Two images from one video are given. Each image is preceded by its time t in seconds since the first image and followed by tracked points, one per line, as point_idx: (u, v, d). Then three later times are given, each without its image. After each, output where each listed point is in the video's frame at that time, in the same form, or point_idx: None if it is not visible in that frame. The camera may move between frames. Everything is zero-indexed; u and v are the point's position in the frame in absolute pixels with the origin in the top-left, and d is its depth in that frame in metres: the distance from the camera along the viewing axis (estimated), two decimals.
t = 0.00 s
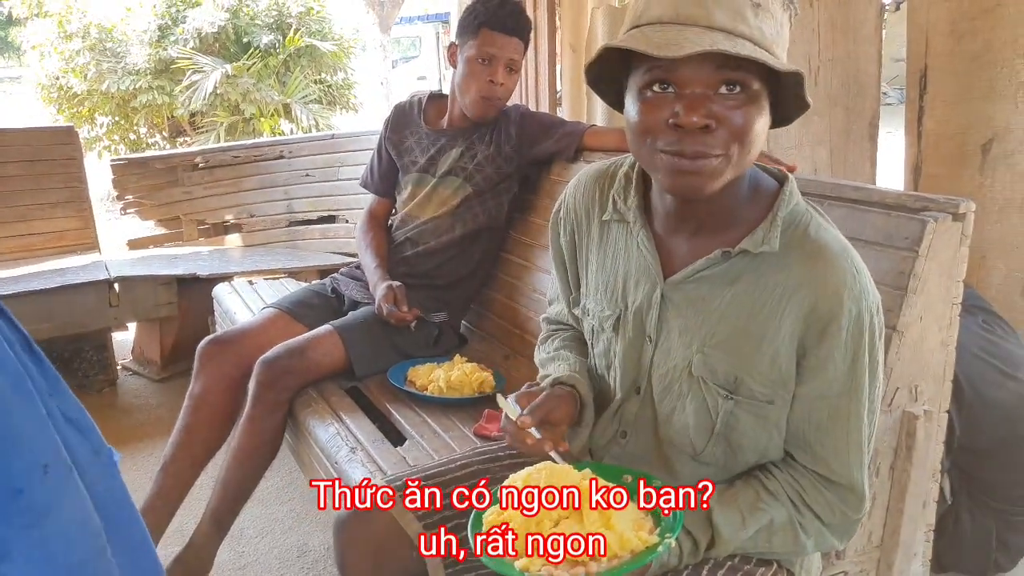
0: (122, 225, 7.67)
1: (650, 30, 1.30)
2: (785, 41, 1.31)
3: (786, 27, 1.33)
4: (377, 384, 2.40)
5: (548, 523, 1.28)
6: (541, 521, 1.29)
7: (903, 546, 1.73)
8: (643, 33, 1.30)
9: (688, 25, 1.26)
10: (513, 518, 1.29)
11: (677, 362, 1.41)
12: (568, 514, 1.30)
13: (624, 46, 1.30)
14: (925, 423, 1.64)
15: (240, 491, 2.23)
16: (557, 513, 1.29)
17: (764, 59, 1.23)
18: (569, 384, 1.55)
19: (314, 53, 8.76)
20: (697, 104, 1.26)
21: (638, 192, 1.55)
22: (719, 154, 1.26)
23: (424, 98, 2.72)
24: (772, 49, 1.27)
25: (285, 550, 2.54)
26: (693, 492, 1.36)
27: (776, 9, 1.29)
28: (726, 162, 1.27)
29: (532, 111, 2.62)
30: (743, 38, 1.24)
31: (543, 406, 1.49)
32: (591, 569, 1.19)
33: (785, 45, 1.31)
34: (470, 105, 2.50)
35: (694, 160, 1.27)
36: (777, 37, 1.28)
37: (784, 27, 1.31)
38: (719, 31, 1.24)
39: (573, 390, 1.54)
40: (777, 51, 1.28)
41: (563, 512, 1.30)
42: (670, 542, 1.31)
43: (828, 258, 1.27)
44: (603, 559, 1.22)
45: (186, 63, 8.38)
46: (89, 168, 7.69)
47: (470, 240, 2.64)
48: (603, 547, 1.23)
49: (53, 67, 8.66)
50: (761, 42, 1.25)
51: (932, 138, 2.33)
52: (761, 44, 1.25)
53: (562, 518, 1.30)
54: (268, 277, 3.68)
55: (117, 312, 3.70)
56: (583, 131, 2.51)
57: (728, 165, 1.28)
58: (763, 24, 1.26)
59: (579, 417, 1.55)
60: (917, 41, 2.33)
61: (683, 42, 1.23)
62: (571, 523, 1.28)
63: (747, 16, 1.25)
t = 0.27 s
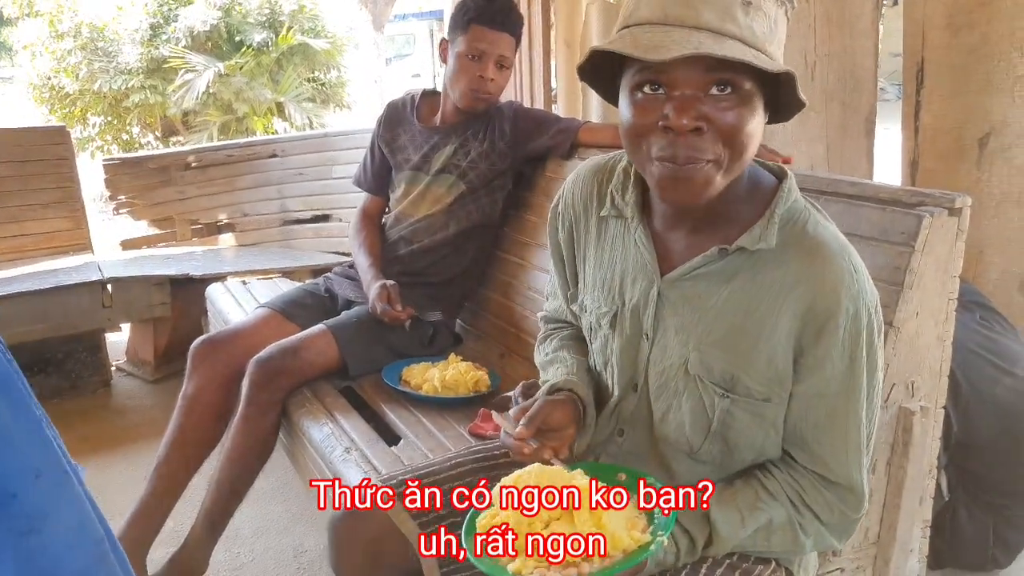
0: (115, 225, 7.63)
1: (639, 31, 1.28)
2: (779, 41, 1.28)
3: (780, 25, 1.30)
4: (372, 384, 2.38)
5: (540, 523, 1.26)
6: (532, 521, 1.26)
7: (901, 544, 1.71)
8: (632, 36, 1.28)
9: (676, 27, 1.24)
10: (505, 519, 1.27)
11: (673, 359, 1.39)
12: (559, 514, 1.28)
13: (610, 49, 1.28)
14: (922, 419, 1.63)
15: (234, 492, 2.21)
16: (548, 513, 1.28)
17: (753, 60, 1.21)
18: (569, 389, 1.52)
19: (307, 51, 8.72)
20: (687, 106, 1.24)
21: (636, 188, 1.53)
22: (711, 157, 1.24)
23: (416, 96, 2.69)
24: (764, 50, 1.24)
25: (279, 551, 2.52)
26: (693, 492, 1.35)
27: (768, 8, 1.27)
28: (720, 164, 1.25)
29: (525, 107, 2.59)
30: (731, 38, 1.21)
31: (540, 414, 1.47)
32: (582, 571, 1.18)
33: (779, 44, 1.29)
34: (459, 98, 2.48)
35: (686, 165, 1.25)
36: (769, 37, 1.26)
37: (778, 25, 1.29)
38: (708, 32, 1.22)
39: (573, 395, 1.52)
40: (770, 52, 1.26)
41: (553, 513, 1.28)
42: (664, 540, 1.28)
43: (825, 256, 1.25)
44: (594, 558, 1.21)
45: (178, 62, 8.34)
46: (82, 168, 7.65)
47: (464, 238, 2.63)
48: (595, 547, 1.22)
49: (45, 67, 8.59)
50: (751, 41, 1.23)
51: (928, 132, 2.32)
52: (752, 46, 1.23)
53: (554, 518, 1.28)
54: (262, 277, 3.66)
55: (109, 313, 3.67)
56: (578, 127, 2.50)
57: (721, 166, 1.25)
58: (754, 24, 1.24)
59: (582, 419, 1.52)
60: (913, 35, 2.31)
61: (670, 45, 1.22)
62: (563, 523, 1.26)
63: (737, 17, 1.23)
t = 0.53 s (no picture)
0: (120, 224, 7.66)
1: (619, 76, 1.23)
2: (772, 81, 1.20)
3: (779, 58, 1.20)
4: (374, 381, 2.40)
5: (544, 525, 1.28)
6: (536, 523, 1.28)
7: (902, 544, 1.71)
8: (610, 82, 1.24)
9: (653, 82, 1.20)
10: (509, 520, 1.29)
11: (676, 354, 1.41)
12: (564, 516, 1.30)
13: (586, 103, 1.25)
14: (924, 420, 1.63)
15: (238, 487, 2.23)
16: (552, 515, 1.30)
17: (731, 124, 1.15)
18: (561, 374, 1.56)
19: (312, 51, 8.75)
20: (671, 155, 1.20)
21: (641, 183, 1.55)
22: (695, 195, 1.24)
23: (419, 96, 2.71)
24: (749, 101, 1.18)
25: (282, 547, 2.53)
26: (693, 492, 1.36)
27: (758, 53, 1.17)
28: (703, 198, 1.26)
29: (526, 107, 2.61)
30: (709, 102, 1.16)
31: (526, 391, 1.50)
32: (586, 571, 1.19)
33: (774, 81, 1.21)
34: (462, 102, 2.49)
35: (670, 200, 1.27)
36: (759, 83, 1.18)
37: (772, 64, 1.19)
38: (683, 95, 1.17)
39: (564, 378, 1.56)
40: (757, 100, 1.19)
41: (558, 515, 1.30)
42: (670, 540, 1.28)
43: (830, 254, 1.26)
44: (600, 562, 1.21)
45: (183, 62, 8.38)
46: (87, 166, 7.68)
47: (467, 237, 2.64)
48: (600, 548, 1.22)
49: (51, 66, 8.62)
50: (733, 98, 1.16)
51: (930, 133, 2.33)
52: (733, 101, 1.17)
53: (558, 520, 1.30)
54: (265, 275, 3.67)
55: (114, 310, 3.69)
56: (580, 127, 2.51)
57: (706, 198, 1.25)
58: (737, 77, 1.16)
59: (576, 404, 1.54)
60: (915, 35, 2.31)
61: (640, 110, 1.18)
62: (568, 525, 1.28)
63: (717, 73, 1.16)
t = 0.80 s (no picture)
0: (122, 222, 7.66)
1: (613, 113, 1.24)
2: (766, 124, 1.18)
3: (776, 99, 1.17)
4: (376, 381, 2.39)
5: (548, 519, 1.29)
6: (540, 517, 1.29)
7: (905, 547, 1.71)
8: (604, 114, 1.25)
9: (642, 126, 1.20)
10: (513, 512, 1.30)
11: (680, 359, 1.40)
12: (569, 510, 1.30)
13: (578, 137, 1.27)
14: (927, 423, 1.63)
15: (240, 487, 2.23)
16: (556, 508, 1.30)
17: (714, 177, 1.16)
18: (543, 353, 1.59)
19: (314, 50, 8.76)
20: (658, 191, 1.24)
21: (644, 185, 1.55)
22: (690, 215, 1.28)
23: (421, 95, 2.70)
24: (738, 148, 1.18)
25: (283, 547, 2.53)
26: (693, 491, 1.34)
27: (748, 103, 1.14)
28: (696, 215, 1.29)
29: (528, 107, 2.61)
30: (694, 150, 1.17)
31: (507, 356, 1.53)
32: (586, 566, 1.18)
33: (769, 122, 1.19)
34: (461, 99, 2.49)
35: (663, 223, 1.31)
36: (750, 128, 1.17)
37: (767, 107, 1.17)
38: (669, 143, 1.18)
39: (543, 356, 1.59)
40: (749, 144, 1.18)
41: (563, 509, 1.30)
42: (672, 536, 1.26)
43: (835, 260, 1.25)
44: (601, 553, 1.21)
45: (185, 60, 8.38)
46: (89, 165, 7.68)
47: (468, 237, 2.64)
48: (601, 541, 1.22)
49: (54, 64, 8.63)
50: (720, 147, 1.17)
51: (934, 134, 2.32)
52: (721, 149, 1.17)
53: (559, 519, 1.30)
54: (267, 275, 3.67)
55: (116, 309, 3.69)
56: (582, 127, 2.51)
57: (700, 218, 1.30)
58: (725, 127, 1.16)
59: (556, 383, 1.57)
60: (919, 35, 2.30)
61: (626, 157, 1.20)
62: (572, 519, 1.28)
63: (703, 124, 1.15)
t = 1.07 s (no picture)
0: (127, 221, 7.69)
1: (618, 95, 1.26)
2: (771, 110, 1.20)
3: (780, 87, 1.20)
4: (380, 374, 2.42)
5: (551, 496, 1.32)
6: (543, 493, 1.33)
7: (903, 535, 1.73)
8: (609, 97, 1.27)
9: (647, 106, 1.22)
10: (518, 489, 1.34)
11: (678, 357, 1.43)
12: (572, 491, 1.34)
13: (583, 118, 1.29)
14: (925, 413, 1.65)
15: (248, 480, 2.26)
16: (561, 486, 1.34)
17: (720, 157, 1.17)
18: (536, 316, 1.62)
19: (317, 49, 8.79)
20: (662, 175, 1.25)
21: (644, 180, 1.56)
22: (688, 208, 1.29)
23: (425, 92, 2.73)
24: (743, 133, 1.19)
25: (290, 539, 2.56)
26: (693, 492, 1.35)
27: (755, 85, 1.17)
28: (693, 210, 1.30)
29: (531, 104, 2.63)
30: (700, 128, 1.19)
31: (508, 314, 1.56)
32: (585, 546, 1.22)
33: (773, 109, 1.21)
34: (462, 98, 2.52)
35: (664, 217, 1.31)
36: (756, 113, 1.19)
37: (773, 92, 1.19)
38: (675, 123, 1.20)
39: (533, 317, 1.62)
40: (753, 130, 1.20)
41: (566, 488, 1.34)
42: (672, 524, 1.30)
43: (828, 262, 1.27)
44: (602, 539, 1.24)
45: (189, 59, 8.41)
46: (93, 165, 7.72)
47: (472, 233, 2.66)
48: (601, 522, 1.26)
49: (58, 64, 8.67)
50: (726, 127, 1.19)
51: (933, 129, 2.34)
52: (726, 132, 1.19)
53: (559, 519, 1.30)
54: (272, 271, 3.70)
55: (123, 306, 3.72)
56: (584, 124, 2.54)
57: (698, 215, 1.32)
58: (731, 108, 1.18)
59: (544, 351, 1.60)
60: (918, 31, 2.32)
61: (630, 135, 1.21)
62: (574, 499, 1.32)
63: (709, 103, 1.18)
